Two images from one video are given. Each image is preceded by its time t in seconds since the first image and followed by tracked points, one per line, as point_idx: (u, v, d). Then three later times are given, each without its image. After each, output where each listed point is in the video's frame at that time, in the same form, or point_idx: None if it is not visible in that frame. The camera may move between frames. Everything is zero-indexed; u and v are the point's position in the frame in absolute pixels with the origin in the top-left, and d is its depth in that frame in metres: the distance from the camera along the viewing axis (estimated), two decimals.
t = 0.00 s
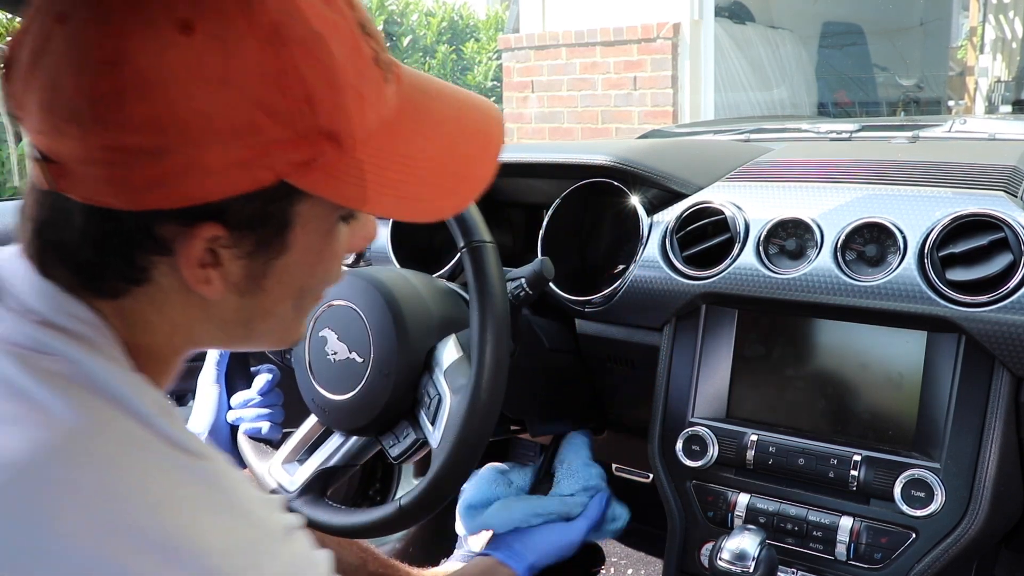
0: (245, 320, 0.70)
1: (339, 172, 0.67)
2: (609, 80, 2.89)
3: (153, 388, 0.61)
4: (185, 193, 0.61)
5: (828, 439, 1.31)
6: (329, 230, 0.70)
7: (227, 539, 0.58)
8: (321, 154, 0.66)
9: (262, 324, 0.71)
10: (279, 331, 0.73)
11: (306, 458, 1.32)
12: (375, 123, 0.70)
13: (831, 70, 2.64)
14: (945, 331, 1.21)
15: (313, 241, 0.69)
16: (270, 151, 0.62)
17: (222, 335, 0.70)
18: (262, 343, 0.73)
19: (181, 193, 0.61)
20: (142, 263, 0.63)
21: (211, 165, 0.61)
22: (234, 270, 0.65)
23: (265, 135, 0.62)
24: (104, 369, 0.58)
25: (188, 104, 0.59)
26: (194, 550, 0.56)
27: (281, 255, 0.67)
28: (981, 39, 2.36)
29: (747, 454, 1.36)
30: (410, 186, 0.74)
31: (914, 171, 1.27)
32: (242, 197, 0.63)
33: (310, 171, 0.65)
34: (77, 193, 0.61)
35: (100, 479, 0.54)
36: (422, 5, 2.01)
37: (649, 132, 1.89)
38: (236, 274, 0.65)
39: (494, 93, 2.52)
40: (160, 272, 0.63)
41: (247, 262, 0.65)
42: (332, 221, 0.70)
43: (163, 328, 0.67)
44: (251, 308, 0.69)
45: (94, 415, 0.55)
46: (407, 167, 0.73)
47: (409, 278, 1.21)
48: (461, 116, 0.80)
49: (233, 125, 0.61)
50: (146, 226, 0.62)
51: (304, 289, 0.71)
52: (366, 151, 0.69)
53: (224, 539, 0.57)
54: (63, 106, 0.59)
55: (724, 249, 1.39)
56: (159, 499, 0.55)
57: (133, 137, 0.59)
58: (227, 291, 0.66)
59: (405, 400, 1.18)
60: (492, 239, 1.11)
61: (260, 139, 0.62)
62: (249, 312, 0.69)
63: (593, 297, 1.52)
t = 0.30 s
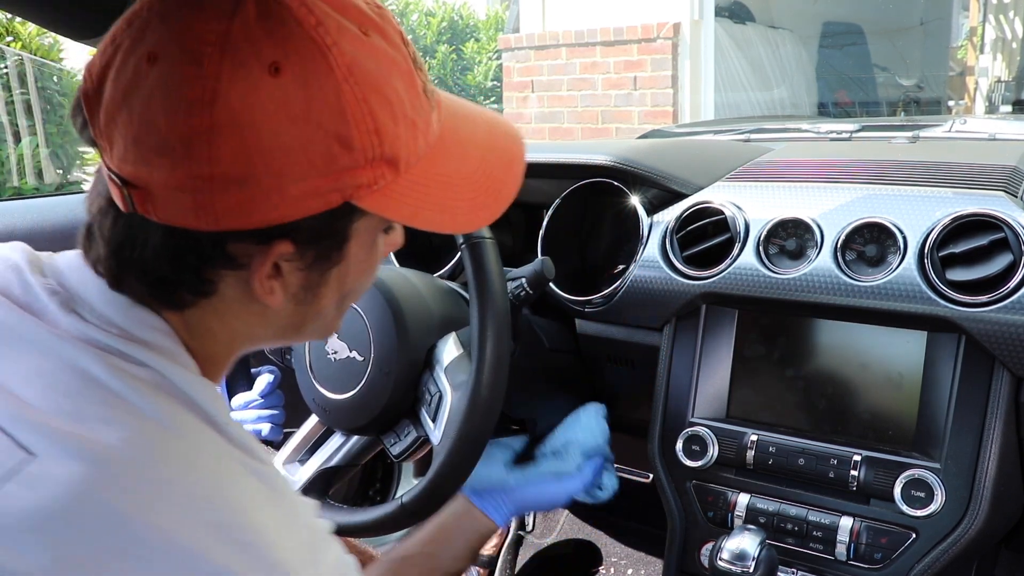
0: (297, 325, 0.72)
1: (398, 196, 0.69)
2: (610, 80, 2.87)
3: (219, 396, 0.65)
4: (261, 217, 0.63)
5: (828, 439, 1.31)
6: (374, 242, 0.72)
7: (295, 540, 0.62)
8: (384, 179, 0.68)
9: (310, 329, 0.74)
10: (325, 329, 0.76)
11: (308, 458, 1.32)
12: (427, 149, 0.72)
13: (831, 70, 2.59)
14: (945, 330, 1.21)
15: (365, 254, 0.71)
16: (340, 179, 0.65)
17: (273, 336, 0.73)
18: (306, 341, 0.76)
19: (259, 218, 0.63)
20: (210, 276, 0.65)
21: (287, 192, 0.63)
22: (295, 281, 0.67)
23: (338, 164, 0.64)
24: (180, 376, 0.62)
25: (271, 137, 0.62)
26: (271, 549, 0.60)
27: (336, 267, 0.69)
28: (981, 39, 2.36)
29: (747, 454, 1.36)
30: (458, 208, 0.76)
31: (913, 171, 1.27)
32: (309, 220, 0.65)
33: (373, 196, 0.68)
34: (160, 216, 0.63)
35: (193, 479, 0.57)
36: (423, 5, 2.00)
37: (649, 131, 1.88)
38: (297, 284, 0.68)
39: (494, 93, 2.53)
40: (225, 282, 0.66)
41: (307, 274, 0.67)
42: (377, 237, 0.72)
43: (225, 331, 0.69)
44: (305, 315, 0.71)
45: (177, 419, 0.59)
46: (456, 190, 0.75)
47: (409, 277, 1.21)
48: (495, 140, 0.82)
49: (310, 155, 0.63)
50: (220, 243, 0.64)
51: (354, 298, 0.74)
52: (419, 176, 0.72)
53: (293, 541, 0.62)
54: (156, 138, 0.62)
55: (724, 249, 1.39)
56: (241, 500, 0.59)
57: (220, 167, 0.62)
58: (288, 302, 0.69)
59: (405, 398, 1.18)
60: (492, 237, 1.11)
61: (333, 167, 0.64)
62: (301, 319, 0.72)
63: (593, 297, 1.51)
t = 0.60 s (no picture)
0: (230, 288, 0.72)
1: (320, 143, 0.70)
2: (610, 80, 2.88)
3: (152, 360, 0.66)
4: (180, 163, 0.64)
5: (828, 439, 1.31)
6: (305, 196, 0.73)
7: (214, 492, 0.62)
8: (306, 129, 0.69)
9: (248, 296, 0.73)
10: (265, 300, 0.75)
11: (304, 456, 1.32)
12: (355, 101, 0.73)
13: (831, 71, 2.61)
14: (945, 330, 1.20)
15: (292, 205, 0.71)
16: (258, 124, 0.66)
17: (210, 310, 0.73)
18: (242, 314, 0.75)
19: (177, 164, 0.64)
20: (138, 234, 0.66)
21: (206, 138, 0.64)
22: (223, 238, 0.68)
23: (254, 107, 0.66)
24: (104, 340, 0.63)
25: (185, 81, 0.64)
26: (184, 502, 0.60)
27: (261, 225, 0.69)
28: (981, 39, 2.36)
29: (747, 454, 1.36)
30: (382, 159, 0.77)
31: (914, 171, 1.27)
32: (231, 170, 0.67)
33: (297, 145, 0.69)
34: (79, 169, 0.65)
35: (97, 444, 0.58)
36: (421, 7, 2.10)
37: (649, 131, 1.88)
38: (226, 241, 0.68)
39: (494, 93, 2.54)
40: (156, 245, 0.66)
41: (234, 231, 0.68)
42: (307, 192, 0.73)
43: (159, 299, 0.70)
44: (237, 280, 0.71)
45: (95, 381, 0.61)
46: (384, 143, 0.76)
47: (410, 277, 1.21)
48: (429, 96, 0.82)
49: (227, 101, 0.65)
50: (142, 197, 0.65)
51: (286, 258, 0.74)
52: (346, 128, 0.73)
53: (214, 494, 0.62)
54: (72, 85, 0.63)
55: (724, 250, 1.39)
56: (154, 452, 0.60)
57: (135, 112, 0.63)
58: (216, 262, 0.69)
59: (405, 400, 1.18)
60: (493, 241, 1.12)
61: (248, 112, 0.66)
62: (233, 283, 0.72)
63: (592, 297, 1.52)
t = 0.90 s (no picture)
0: (199, 256, 0.61)
1: (306, 113, 0.61)
2: (610, 80, 2.87)
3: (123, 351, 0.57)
4: (149, 125, 0.54)
5: (828, 439, 1.31)
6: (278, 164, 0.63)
7: (195, 520, 0.54)
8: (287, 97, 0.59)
9: (222, 268, 0.63)
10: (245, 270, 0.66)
11: (302, 453, 1.32)
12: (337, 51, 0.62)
13: (831, 70, 2.61)
14: (945, 330, 1.20)
15: (268, 172, 0.62)
16: (228, 87, 0.56)
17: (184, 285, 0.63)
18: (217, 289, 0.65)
19: (144, 124, 0.54)
20: (104, 197, 0.55)
21: (181, 106, 0.55)
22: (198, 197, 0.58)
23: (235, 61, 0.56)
24: (70, 322, 0.54)
25: (154, 28, 0.54)
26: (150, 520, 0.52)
27: (232, 187, 0.60)
28: (981, 38, 2.36)
29: (747, 454, 1.36)
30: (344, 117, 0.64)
31: (914, 171, 1.27)
32: (203, 132, 0.57)
33: (280, 102, 0.59)
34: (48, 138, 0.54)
35: (55, 444, 0.49)
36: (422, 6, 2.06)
37: (649, 131, 1.88)
38: (201, 203, 0.58)
39: (493, 94, 2.54)
40: (131, 214, 0.56)
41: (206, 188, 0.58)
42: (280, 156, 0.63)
43: (129, 272, 0.58)
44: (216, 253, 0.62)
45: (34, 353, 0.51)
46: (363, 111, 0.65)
47: (409, 277, 1.21)
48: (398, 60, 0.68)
49: (200, 56, 0.55)
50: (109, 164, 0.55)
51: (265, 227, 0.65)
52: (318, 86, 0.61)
53: (192, 527, 0.54)
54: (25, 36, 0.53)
55: (724, 249, 1.38)
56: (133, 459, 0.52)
57: (100, 68, 0.53)
58: (188, 229, 0.58)
59: (404, 402, 1.18)
60: (496, 250, 1.11)
61: (224, 67, 0.56)
62: (205, 253, 0.61)
63: (593, 297, 1.52)
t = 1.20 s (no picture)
0: None
1: None
2: (610, 80, 2.76)
3: None
4: None
5: (828, 439, 1.31)
6: None
7: None
8: None
9: None
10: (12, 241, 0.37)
11: (301, 453, 1.28)
12: None
13: (831, 70, 2.49)
14: (945, 331, 1.20)
15: None
16: None
17: None
18: None
19: None
20: None
21: None
22: None
23: None
24: None
25: None
26: None
27: None
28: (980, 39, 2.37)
29: (747, 454, 1.36)
30: None
31: (914, 171, 1.27)
32: None
33: None
34: None
35: None
36: (422, 10, 2.68)
37: (649, 131, 1.88)
38: None
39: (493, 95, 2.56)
40: None
41: None
42: None
43: None
44: None
45: None
46: None
47: (409, 277, 1.21)
48: None
49: None
50: None
51: None
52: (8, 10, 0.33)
53: None
54: None
55: (724, 249, 1.39)
56: None
57: None
58: None
59: (403, 402, 1.18)
60: (497, 252, 1.12)
61: None
62: None
63: (592, 297, 1.52)
